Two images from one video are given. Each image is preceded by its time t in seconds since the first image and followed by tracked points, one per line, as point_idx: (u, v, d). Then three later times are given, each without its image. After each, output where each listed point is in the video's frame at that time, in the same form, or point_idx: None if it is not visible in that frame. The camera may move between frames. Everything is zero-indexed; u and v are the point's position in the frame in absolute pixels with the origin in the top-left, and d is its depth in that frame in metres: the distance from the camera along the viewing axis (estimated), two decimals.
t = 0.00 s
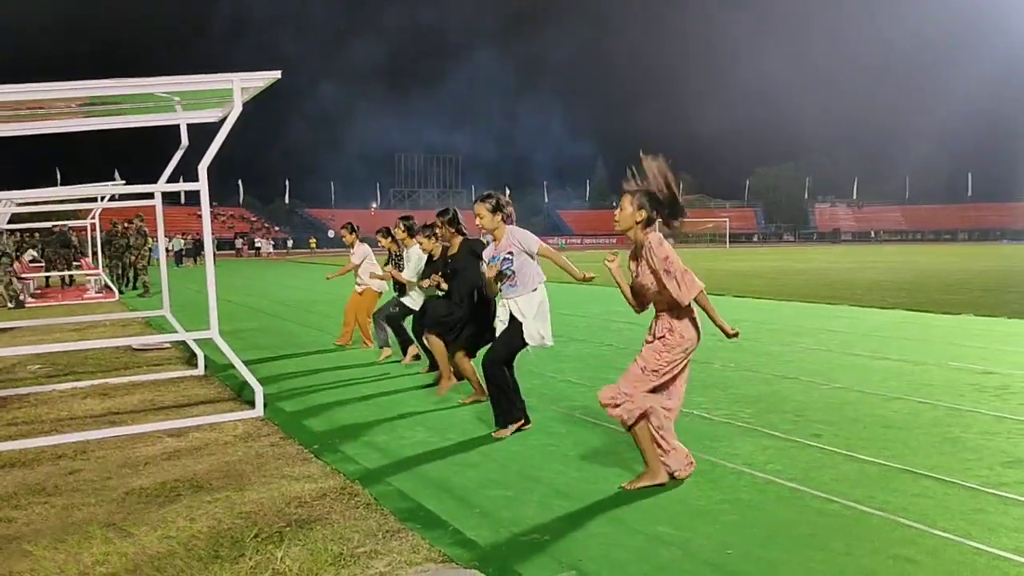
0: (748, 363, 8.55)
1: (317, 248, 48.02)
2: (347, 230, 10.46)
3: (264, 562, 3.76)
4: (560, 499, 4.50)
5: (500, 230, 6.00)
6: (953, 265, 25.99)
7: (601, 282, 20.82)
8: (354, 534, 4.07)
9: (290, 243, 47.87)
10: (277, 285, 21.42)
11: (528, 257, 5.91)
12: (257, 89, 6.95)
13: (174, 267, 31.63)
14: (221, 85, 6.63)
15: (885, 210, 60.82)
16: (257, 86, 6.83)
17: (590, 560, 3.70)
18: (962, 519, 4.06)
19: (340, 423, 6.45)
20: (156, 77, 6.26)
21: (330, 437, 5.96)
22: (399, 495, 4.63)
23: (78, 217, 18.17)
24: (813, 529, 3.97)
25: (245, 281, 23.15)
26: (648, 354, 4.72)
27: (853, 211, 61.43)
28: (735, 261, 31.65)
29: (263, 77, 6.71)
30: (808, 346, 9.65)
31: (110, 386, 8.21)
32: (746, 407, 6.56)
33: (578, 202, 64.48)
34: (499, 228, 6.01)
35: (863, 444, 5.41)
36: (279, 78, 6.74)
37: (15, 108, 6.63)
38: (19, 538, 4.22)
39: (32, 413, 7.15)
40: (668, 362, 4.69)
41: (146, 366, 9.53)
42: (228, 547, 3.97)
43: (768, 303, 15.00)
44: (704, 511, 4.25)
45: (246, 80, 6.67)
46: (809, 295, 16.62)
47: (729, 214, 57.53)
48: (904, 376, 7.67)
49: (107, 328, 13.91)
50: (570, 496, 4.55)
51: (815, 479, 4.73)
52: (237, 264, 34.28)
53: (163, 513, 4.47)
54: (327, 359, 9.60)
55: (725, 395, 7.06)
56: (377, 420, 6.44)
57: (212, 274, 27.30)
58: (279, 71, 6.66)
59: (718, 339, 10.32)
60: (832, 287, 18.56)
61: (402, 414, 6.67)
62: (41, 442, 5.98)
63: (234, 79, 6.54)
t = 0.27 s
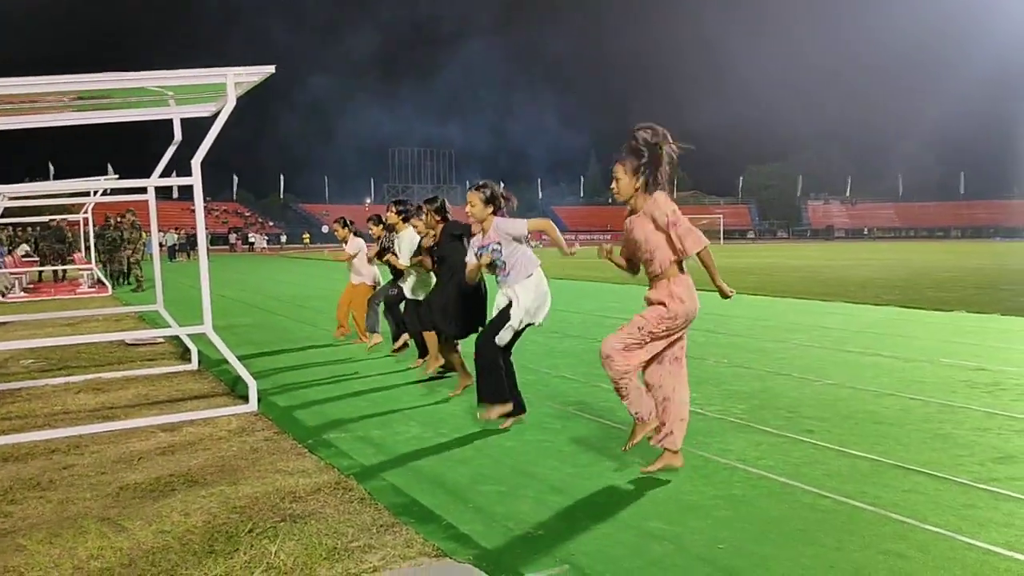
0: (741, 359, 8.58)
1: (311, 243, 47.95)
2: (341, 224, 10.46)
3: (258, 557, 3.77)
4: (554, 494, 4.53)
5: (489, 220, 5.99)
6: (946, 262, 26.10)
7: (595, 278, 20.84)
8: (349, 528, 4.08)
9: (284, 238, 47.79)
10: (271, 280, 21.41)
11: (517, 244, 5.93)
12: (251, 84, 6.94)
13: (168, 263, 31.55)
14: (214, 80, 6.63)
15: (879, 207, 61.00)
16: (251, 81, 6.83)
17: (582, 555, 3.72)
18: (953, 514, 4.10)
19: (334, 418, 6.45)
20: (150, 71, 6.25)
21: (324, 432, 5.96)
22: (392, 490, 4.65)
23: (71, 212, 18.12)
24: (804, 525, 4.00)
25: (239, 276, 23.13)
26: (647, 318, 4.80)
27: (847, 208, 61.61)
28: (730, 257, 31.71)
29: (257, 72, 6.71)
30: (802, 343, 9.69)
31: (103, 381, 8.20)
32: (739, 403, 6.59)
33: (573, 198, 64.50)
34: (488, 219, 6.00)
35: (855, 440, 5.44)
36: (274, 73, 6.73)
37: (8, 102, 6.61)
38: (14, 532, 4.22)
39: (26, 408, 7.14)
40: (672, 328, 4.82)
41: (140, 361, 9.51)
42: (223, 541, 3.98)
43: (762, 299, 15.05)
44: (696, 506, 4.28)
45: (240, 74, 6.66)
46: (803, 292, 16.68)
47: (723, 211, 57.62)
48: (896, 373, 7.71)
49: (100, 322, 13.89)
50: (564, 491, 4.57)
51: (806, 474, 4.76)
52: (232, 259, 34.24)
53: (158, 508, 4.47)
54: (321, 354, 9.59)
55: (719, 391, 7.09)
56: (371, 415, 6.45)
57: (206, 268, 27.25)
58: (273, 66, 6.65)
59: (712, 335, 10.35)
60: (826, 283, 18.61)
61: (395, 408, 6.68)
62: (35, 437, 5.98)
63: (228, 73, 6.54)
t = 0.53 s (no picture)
0: (736, 358, 8.59)
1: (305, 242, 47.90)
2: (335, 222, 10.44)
3: (253, 556, 3.77)
4: (548, 493, 4.53)
5: (493, 213, 5.98)
6: (940, 260, 26.17)
7: (590, 277, 20.83)
8: (343, 527, 4.08)
9: (278, 236, 47.66)
10: (266, 279, 21.36)
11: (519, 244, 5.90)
12: (246, 82, 6.93)
13: (162, 261, 31.49)
14: (208, 78, 6.62)
15: (873, 206, 61.12)
16: (245, 79, 6.81)
17: (575, 553, 3.73)
18: (945, 513, 4.11)
19: (329, 417, 6.45)
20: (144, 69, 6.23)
21: (318, 431, 5.95)
22: (386, 489, 4.64)
23: (65, 210, 18.06)
24: (798, 523, 4.01)
25: (233, 275, 23.08)
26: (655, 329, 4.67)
27: (841, 207, 61.69)
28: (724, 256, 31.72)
29: (251, 70, 6.69)
30: (796, 342, 9.70)
31: (96, 379, 8.17)
32: (734, 402, 6.59)
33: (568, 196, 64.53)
34: (492, 212, 5.98)
35: (849, 439, 5.46)
36: (268, 71, 6.72)
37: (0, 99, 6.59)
38: (6, 531, 4.21)
39: (19, 406, 7.12)
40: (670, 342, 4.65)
41: (134, 359, 9.49)
42: (217, 540, 3.97)
43: (757, 298, 15.07)
44: (690, 504, 4.28)
45: (234, 72, 6.65)
46: (797, 291, 16.70)
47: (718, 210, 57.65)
48: (890, 372, 7.72)
49: (94, 321, 13.85)
50: (558, 490, 4.58)
51: (800, 472, 4.77)
52: (225, 258, 34.14)
53: (152, 506, 4.47)
54: (315, 352, 9.58)
55: (713, 390, 7.10)
56: (365, 414, 6.44)
57: (200, 267, 27.18)
58: (268, 63, 6.64)
59: (707, 334, 10.36)
60: (820, 282, 18.65)
61: (390, 407, 6.67)
62: (28, 436, 5.95)
63: (222, 71, 6.53)
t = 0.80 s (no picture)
0: (728, 359, 8.61)
1: (299, 242, 47.89)
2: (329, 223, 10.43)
3: (243, 557, 3.77)
4: (540, 493, 4.54)
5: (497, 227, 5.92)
6: (933, 261, 26.27)
7: (584, 277, 20.85)
8: (335, 527, 4.08)
9: (273, 236, 47.59)
10: (260, 279, 21.34)
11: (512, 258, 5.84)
12: (239, 82, 6.93)
13: (156, 260, 31.45)
14: (202, 79, 6.61)
15: (867, 207, 61.28)
16: (238, 79, 6.81)
17: (566, 552, 3.74)
18: (935, 513, 4.13)
19: (322, 417, 6.45)
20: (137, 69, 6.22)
21: (311, 432, 5.95)
22: (378, 489, 4.65)
23: (58, 210, 18.02)
24: (788, 523, 4.03)
25: (227, 275, 23.05)
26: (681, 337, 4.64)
27: (835, 207, 61.82)
28: (718, 256, 31.77)
29: (244, 70, 6.69)
30: (789, 342, 9.73)
31: (89, 380, 8.16)
32: (726, 402, 6.61)
33: (563, 197, 64.59)
34: (497, 227, 5.93)
35: (839, 439, 5.48)
36: (261, 71, 6.71)
37: None
38: None
39: (11, 407, 7.10)
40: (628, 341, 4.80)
41: (127, 360, 9.47)
42: (209, 541, 3.97)
43: (750, 298, 15.11)
44: (681, 505, 4.30)
45: (227, 73, 6.64)
46: (790, 291, 16.74)
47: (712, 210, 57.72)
48: (881, 372, 7.75)
49: (87, 321, 13.82)
50: (550, 490, 4.59)
51: (791, 473, 4.79)
52: (219, 258, 34.08)
53: (144, 507, 4.46)
54: (308, 353, 9.57)
55: (705, 390, 7.11)
56: (358, 415, 6.44)
57: (193, 267, 27.13)
58: (260, 64, 6.63)
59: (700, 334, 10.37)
60: (813, 282, 18.70)
61: (383, 408, 6.67)
62: (20, 437, 5.94)
63: (215, 72, 6.52)
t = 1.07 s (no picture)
0: (727, 358, 8.60)
1: (298, 242, 47.87)
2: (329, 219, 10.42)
3: (241, 557, 3.75)
4: (538, 492, 4.53)
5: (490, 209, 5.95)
6: (931, 260, 26.27)
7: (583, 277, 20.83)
8: (332, 527, 4.07)
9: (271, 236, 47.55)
10: (258, 278, 21.32)
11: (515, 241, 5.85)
12: (237, 82, 6.91)
13: (154, 260, 31.42)
14: (199, 78, 6.59)
15: (865, 206, 61.30)
16: (236, 79, 6.79)
17: (564, 552, 3.73)
18: (933, 512, 4.13)
19: (320, 417, 6.43)
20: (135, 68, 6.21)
21: (309, 431, 5.94)
22: (376, 489, 4.64)
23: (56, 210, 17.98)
24: (787, 522, 4.02)
25: (226, 275, 23.02)
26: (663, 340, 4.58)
27: (833, 207, 61.83)
28: (716, 256, 31.77)
29: (242, 69, 6.68)
30: (788, 341, 9.72)
31: (86, 379, 8.14)
32: (724, 401, 6.60)
33: (561, 196, 64.58)
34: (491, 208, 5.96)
35: (838, 438, 5.47)
36: (259, 70, 6.70)
37: None
38: None
39: (8, 406, 7.09)
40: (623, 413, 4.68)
41: (125, 359, 9.45)
42: (205, 541, 3.96)
43: (748, 298, 15.11)
44: (680, 504, 4.29)
45: (225, 72, 6.63)
46: (789, 291, 16.73)
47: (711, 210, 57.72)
48: (880, 372, 7.74)
49: (85, 320, 13.79)
50: (549, 490, 4.58)
51: (789, 472, 4.78)
52: (218, 258, 34.05)
53: (140, 507, 4.45)
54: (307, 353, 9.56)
55: (704, 390, 7.10)
56: (356, 414, 6.43)
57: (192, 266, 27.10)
58: (258, 63, 6.62)
59: (699, 334, 10.37)
60: (811, 281, 18.70)
61: (381, 408, 6.66)
62: (16, 437, 5.93)
63: (213, 71, 6.51)
